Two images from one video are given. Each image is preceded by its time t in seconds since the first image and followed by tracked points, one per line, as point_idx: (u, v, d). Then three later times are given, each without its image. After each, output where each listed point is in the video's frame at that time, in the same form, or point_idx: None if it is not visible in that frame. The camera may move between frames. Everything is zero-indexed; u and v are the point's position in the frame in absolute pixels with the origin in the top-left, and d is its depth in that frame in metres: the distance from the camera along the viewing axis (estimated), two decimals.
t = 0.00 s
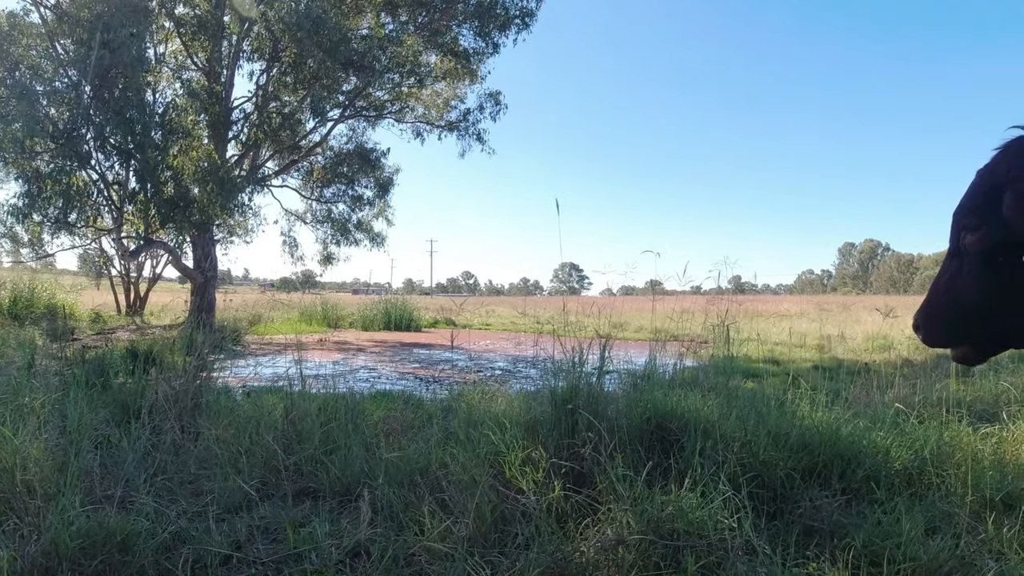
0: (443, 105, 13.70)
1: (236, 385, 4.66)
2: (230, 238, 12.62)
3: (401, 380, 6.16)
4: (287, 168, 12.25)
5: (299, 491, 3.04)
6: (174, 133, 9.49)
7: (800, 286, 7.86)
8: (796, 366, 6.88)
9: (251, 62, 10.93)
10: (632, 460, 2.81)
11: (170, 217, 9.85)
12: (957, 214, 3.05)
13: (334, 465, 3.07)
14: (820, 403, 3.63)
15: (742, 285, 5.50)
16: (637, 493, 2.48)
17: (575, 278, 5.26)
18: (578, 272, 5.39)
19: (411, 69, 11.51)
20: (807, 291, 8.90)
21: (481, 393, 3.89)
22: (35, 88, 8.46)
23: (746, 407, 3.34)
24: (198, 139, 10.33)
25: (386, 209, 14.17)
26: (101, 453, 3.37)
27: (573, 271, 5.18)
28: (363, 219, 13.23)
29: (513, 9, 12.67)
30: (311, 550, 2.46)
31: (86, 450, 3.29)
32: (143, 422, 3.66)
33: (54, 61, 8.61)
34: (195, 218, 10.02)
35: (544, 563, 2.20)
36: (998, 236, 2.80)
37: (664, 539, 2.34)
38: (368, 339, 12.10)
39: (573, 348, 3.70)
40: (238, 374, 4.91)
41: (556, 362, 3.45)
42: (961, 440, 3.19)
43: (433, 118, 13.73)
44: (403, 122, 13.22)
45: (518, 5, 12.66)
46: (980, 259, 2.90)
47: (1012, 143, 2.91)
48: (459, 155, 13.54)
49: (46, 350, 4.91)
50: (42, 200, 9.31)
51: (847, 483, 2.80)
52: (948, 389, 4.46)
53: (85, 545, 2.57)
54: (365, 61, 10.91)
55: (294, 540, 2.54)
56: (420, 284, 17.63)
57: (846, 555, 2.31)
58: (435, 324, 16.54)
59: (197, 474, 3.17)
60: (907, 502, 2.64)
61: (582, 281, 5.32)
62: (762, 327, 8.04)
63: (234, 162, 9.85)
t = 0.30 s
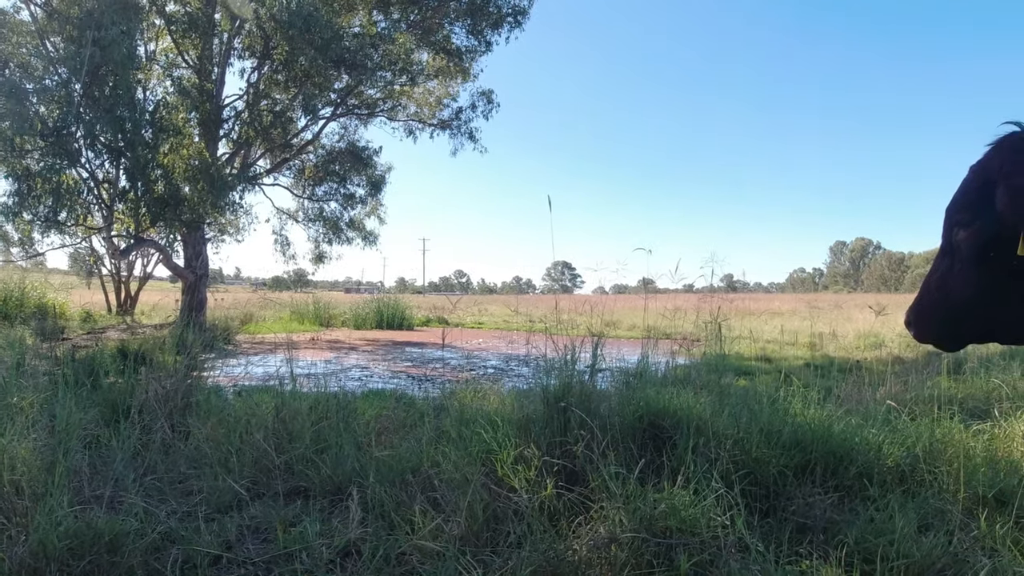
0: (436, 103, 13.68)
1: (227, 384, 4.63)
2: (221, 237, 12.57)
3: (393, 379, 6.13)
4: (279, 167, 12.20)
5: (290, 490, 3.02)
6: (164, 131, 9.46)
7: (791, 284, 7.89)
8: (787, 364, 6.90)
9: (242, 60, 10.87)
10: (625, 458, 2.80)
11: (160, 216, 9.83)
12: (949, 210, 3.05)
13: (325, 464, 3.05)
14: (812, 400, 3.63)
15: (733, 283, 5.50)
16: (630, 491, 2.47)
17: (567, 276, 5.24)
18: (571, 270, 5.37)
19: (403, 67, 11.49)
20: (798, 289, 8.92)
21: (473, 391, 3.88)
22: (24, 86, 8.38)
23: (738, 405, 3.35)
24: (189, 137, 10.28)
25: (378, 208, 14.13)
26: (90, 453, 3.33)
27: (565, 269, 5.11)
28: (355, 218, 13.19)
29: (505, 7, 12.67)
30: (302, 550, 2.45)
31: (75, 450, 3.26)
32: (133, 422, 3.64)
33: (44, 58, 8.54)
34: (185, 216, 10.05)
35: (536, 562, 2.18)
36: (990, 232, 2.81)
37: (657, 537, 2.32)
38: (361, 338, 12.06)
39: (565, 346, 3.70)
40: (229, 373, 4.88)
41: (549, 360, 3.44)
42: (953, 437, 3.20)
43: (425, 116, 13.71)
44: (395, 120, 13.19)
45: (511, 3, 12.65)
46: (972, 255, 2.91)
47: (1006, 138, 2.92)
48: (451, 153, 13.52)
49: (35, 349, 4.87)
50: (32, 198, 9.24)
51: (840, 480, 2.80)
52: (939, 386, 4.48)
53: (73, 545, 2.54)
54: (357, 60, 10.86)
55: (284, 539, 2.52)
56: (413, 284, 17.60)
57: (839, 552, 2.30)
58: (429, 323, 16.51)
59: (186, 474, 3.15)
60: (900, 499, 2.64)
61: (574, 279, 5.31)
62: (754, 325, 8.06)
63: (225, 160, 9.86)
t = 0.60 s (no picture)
0: (427, 101, 13.66)
1: (217, 383, 4.60)
2: (211, 235, 12.50)
3: (384, 377, 6.11)
4: (269, 165, 12.13)
5: (280, 490, 3.00)
6: (153, 129, 9.42)
7: (781, 282, 7.92)
8: (778, 361, 6.94)
9: (232, 57, 10.78)
10: (616, 456, 2.80)
11: (150, 213, 9.78)
12: (940, 209, 3.06)
13: (315, 463, 3.03)
14: (802, 398, 3.65)
15: (724, 281, 5.51)
16: (621, 489, 2.47)
17: (559, 274, 5.18)
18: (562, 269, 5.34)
19: (394, 65, 11.47)
20: (788, 286, 8.95)
21: (465, 389, 3.87)
22: (13, 83, 8.29)
23: (729, 403, 3.35)
24: (179, 134, 10.22)
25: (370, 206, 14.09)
26: (78, 453, 3.31)
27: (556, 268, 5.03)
28: (346, 216, 13.14)
29: (496, 4, 12.67)
30: (292, 550, 2.43)
31: (63, 450, 3.23)
32: (122, 421, 3.61)
33: (33, 55, 8.44)
34: (175, 214, 9.99)
35: (527, 560, 2.17)
36: (980, 230, 2.82)
37: (648, 536, 2.32)
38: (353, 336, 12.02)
39: (556, 344, 3.70)
40: (219, 372, 4.86)
41: (540, 358, 3.43)
42: (943, 434, 3.22)
43: (416, 114, 13.67)
44: (386, 118, 13.15)
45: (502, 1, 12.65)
46: (962, 254, 2.92)
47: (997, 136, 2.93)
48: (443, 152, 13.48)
49: (22, 348, 4.83)
50: (20, 195, 9.12)
51: (831, 478, 2.80)
52: (929, 383, 4.50)
53: (62, 546, 2.52)
54: (348, 57, 10.81)
55: (274, 539, 2.50)
56: (405, 282, 17.58)
57: (830, 550, 2.30)
58: (421, 321, 16.47)
59: (176, 473, 3.12)
60: (890, 496, 2.64)
61: (566, 277, 5.30)
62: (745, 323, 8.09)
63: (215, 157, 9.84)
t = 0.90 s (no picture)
0: (421, 99, 13.63)
1: (210, 381, 4.59)
2: (204, 233, 12.45)
3: (377, 376, 6.10)
4: (262, 163, 12.08)
5: (273, 490, 2.99)
6: (145, 126, 9.38)
7: (774, 281, 7.96)
8: (770, 360, 6.97)
9: (225, 55, 10.71)
10: (609, 455, 2.81)
11: (141, 211, 9.71)
12: (932, 209, 3.08)
13: (308, 463, 3.03)
14: (795, 396, 3.67)
15: (717, 280, 5.53)
16: (614, 488, 2.47)
17: (552, 273, 5.23)
18: (555, 267, 5.37)
19: (388, 63, 11.45)
20: (781, 286, 8.98)
21: (458, 388, 3.88)
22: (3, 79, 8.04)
23: (722, 402, 3.37)
24: (171, 132, 10.16)
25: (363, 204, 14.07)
26: (70, 453, 3.29)
27: (549, 266, 5.15)
28: (339, 214, 13.10)
29: (490, 3, 12.66)
30: (285, 550, 2.43)
31: (55, 449, 3.21)
32: (114, 420, 3.59)
33: (24, 52, 8.36)
34: (167, 213, 9.88)
35: (521, 560, 2.17)
36: (972, 231, 2.84)
37: (642, 534, 2.32)
38: (346, 335, 11.99)
39: (550, 342, 3.70)
40: (212, 371, 4.84)
41: (534, 357, 3.44)
42: (935, 433, 3.24)
43: (410, 112, 13.64)
44: (379, 116, 13.11)
45: None
46: (954, 255, 2.93)
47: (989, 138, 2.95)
48: (436, 150, 13.45)
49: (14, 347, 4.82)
50: (11, 194, 8.97)
51: (823, 477, 2.81)
52: (921, 382, 4.54)
53: (54, 546, 2.51)
54: (342, 55, 10.76)
55: (267, 539, 2.50)
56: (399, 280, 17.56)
57: (822, 548, 2.31)
58: (415, 320, 16.44)
59: (168, 473, 3.11)
60: (882, 495, 2.66)
61: (559, 276, 5.32)
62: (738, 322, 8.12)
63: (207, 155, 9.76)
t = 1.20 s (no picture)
0: (416, 98, 13.59)
1: (204, 380, 4.58)
2: (198, 231, 12.41)
3: (372, 375, 6.09)
4: (256, 161, 12.04)
5: (268, 489, 2.98)
6: (139, 123, 9.38)
7: (769, 280, 7.97)
8: (765, 359, 6.98)
9: (219, 52, 10.65)
10: (604, 454, 2.80)
11: (135, 209, 9.68)
12: (928, 208, 3.09)
13: (303, 462, 3.01)
14: (789, 396, 3.67)
15: (713, 280, 5.53)
16: (609, 486, 2.47)
17: (547, 273, 5.24)
18: (551, 266, 5.39)
19: (383, 61, 11.43)
20: (776, 285, 8.99)
21: (454, 386, 3.88)
22: None
23: (717, 401, 3.37)
24: (166, 130, 10.14)
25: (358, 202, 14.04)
26: (64, 451, 3.27)
27: (546, 266, 5.14)
28: (335, 212, 13.07)
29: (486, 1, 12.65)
30: (279, 549, 2.41)
31: (48, 448, 3.19)
32: (108, 419, 3.57)
33: (18, 49, 8.30)
34: (161, 211, 9.91)
35: (516, 559, 2.16)
36: (969, 229, 2.85)
37: (637, 533, 2.31)
38: (341, 334, 11.95)
39: (545, 341, 3.70)
40: (206, 370, 4.83)
41: (529, 356, 3.43)
42: (929, 432, 3.24)
43: (405, 111, 13.61)
44: (375, 114, 13.09)
45: None
46: (950, 253, 2.94)
47: (984, 138, 2.98)
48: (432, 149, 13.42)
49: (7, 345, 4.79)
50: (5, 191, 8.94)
51: (817, 475, 2.81)
52: (915, 381, 4.55)
53: (47, 545, 2.49)
54: (337, 53, 10.73)
55: (261, 539, 2.48)
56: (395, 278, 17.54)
57: (817, 547, 2.31)
58: (410, 318, 16.40)
59: (162, 472, 3.10)
60: (877, 493, 2.66)
61: (554, 275, 5.31)
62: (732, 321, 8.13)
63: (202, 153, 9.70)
